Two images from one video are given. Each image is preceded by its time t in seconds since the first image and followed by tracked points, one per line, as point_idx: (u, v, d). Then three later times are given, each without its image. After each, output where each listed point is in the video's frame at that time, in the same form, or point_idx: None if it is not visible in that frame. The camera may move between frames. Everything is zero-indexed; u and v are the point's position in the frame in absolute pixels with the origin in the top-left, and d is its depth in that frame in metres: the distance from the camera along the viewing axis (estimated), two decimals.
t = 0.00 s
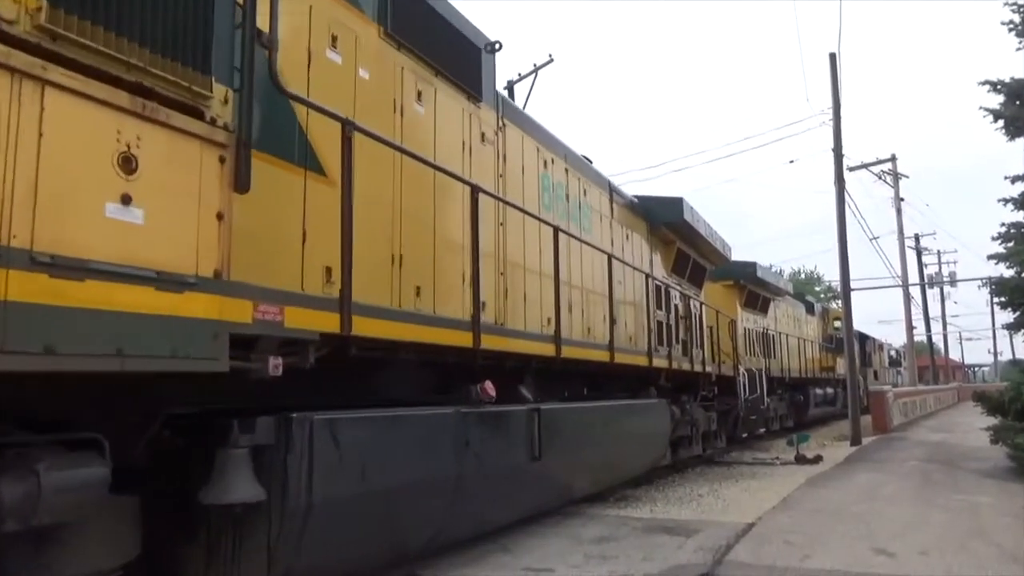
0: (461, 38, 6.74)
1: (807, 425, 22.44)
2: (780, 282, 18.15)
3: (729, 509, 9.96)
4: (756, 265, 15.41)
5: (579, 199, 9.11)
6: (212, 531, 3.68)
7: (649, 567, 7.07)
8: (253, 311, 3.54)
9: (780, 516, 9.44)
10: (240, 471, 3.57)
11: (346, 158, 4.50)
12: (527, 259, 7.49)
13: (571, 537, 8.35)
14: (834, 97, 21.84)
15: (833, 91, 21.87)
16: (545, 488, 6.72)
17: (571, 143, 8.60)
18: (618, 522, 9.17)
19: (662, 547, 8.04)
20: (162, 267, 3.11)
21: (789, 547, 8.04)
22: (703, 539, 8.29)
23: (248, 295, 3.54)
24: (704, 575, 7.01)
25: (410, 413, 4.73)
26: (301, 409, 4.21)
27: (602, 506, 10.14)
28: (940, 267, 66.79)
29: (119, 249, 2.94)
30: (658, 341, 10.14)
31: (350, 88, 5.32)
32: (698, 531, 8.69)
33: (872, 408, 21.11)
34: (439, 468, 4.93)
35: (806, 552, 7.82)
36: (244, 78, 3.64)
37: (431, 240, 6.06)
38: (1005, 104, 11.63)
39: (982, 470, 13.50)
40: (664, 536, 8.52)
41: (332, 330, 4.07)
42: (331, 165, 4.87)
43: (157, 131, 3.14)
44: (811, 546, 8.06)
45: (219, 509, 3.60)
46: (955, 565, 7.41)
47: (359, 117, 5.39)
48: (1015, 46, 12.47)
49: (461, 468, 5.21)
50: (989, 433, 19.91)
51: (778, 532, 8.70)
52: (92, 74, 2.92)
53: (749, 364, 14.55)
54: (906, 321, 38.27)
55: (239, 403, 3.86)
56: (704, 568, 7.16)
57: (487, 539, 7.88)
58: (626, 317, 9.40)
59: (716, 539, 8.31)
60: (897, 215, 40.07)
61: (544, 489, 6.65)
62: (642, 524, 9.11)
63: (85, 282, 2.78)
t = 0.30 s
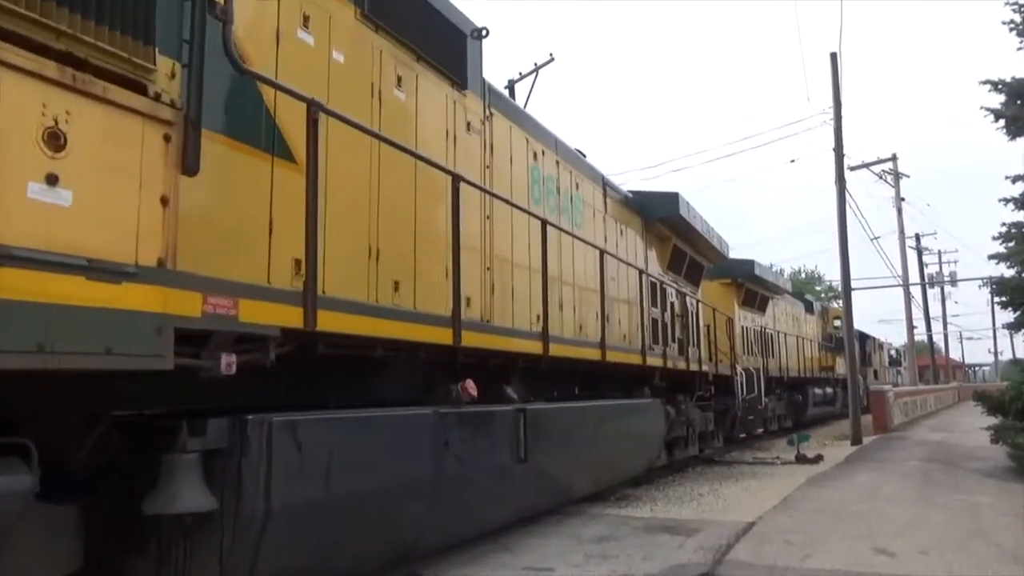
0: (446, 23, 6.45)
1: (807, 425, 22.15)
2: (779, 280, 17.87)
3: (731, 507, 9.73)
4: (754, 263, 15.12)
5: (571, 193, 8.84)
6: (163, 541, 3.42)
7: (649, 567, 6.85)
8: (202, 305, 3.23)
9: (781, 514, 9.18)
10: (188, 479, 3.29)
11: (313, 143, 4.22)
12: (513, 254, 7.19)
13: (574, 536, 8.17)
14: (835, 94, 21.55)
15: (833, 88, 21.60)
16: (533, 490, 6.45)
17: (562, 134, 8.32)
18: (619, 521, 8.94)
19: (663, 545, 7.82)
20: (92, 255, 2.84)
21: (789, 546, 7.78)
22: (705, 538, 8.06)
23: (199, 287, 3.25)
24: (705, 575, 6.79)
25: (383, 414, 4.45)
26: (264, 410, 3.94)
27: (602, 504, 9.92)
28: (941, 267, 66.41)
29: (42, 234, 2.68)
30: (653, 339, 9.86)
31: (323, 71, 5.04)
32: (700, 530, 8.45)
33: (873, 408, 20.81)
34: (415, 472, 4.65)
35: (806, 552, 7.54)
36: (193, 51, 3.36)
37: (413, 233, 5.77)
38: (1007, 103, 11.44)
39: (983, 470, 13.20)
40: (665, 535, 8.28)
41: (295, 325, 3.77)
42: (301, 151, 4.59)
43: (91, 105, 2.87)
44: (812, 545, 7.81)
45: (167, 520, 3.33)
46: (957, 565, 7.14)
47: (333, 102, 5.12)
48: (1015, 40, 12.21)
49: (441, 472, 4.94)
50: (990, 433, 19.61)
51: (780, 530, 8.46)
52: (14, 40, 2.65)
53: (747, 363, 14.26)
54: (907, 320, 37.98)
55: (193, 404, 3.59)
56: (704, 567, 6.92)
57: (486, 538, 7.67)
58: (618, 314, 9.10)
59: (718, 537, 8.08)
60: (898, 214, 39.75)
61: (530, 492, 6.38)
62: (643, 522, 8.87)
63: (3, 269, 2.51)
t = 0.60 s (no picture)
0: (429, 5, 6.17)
1: (807, 425, 21.84)
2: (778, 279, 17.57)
3: (733, 507, 9.45)
4: (753, 260, 14.83)
5: (563, 186, 8.55)
6: (104, 555, 3.14)
7: (650, 567, 6.60)
8: (143, 297, 2.95)
9: (782, 514, 8.90)
10: (127, 486, 3.02)
11: (275, 124, 3.93)
12: (499, 248, 6.91)
13: (576, 536, 7.88)
14: (837, 91, 21.27)
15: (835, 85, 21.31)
16: (519, 493, 6.15)
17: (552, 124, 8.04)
18: (620, 520, 8.67)
19: (665, 544, 7.56)
20: (10, 238, 2.57)
21: (791, 545, 7.51)
22: (707, 537, 7.79)
23: (139, 276, 2.97)
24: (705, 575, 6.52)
25: (353, 415, 4.17)
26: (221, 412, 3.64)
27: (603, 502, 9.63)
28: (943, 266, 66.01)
29: None
30: (648, 337, 9.56)
31: (292, 51, 4.76)
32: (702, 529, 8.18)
33: (874, 407, 20.50)
34: (388, 476, 4.37)
35: (808, 551, 7.27)
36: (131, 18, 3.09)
37: (390, 225, 5.47)
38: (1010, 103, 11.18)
39: (984, 471, 12.89)
40: (667, 534, 8.01)
41: (248, 319, 3.48)
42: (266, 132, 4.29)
43: (11, 72, 2.59)
44: (814, 545, 7.53)
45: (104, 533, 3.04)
46: (960, 566, 6.86)
47: (304, 85, 4.84)
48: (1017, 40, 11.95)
49: (416, 476, 4.65)
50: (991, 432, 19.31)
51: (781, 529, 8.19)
52: None
53: (746, 362, 13.96)
54: (909, 320, 37.64)
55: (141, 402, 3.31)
56: (704, 569, 6.66)
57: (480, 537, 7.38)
58: (611, 311, 8.80)
59: (720, 537, 7.82)
60: (900, 213, 39.40)
61: (517, 496, 6.09)
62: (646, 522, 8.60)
63: None
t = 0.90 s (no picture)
0: None
1: (806, 427, 21.54)
2: (777, 278, 17.29)
3: (734, 507, 9.16)
4: (751, 259, 14.54)
5: (555, 178, 8.26)
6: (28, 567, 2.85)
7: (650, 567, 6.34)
8: (69, 283, 2.69)
9: (783, 514, 8.62)
10: (49, 493, 2.75)
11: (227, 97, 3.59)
12: (484, 242, 6.62)
13: (573, 535, 7.57)
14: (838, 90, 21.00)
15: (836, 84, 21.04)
16: (503, 495, 5.87)
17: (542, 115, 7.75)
18: (619, 519, 8.39)
19: (663, 543, 7.30)
20: None
21: (791, 546, 7.23)
22: (707, 536, 7.52)
23: (64, 261, 2.70)
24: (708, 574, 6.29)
25: (316, 416, 3.86)
26: (167, 413, 3.34)
27: (605, 501, 9.35)
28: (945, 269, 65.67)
29: None
30: (642, 335, 9.29)
31: (259, 27, 4.47)
32: (702, 529, 7.90)
33: (874, 409, 20.20)
34: (355, 480, 4.09)
35: (808, 552, 7.00)
36: None
37: (369, 215, 5.18)
38: (1014, 103, 10.97)
39: (986, 472, 12.61)
40: (666, 534, 7.74)
41: (197, 310, 3.18)
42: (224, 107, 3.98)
43: None
44: (814, 546, 7.25)
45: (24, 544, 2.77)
46: (962, 569, 6.58)
47: (272, 64, 4.56)
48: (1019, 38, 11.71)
49: (387, 479, 4.37)
50: (990, 435, 19.02)
51: (783, 529, 7.91)
52: None
53: (743, 363, 13.67)
54: (910, 322, 37.34)
55: (74, 396, 3.04)
56: (703, 569, 6.39)
57: (471, 539, 7.10)
58: (603, 309, 8.52)
59: (720, 537, 7.55)
60: (902, 214, 39.09)
61: (501, 498, 5.80)
62: (646, 521, 8.32)
63: None
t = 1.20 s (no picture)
0: None
1: (807, 427, 21.23)
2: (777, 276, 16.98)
3: (737, 506, 8.85)
4: (750, 256, 14.23)
5: (546, 170, 7.96)
6: None
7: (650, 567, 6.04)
8: None
9: (784, 513, 8.31)
10: None
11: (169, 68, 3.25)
12: (468, 233, 6.32)
13: (573, 533, 7.26)
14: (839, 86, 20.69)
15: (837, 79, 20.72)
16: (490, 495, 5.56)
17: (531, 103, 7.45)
18: (620, 517, 8.09)
19: (663, 542, 7.00)
20: None
21: (792, 545, 6.93)
22: (708, 535, 7.22)
23: None
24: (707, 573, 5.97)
25: (271, 417, 3.57)
26: (101, 413, 3.12)
27: (603, 500, 9.04)
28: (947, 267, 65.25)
29: None
30: (636, 332, 8.98)
31: None
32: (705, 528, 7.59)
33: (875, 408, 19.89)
34: (318, 482, 3.80)
35: (810, 551, 6.69)
36: None
37: (343, 205, 4.90)
38: (1018, 101, 10.70)
39: (987, 471, 12.31)
40: (668, 533, 7.44)
41: (130, 302, 2.89)
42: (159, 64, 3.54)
43: None
44: (816, 545, 6.94)
45: None
46: (966, 569, 6.27)
47: (233, 39, 4.26)
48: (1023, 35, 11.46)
49: (356, 482, 4.08)
50: (991, 434, 18.71)
51: (784, 528, 7.61)
52: None
53: (742, 362, 13.36)
54: (912, 321, 36.99)
55: None
56: (706, 568, 6.09)
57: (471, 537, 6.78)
58: (596, 305, 8.22)
59: (722, 536, 7.24)
60: (904, 212, 38.75)
61: (488, 499, 5.50)
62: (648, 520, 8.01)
63: None
